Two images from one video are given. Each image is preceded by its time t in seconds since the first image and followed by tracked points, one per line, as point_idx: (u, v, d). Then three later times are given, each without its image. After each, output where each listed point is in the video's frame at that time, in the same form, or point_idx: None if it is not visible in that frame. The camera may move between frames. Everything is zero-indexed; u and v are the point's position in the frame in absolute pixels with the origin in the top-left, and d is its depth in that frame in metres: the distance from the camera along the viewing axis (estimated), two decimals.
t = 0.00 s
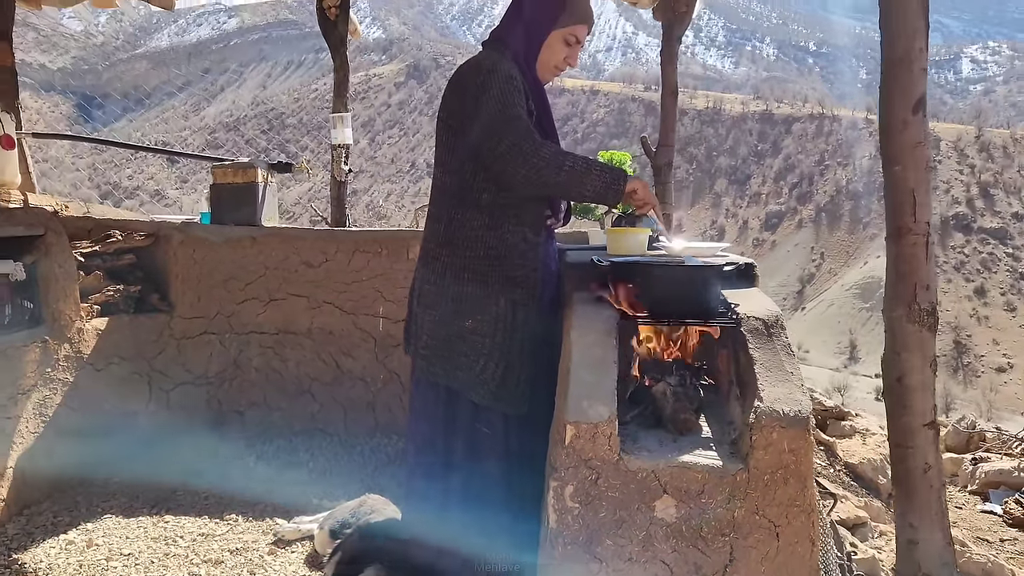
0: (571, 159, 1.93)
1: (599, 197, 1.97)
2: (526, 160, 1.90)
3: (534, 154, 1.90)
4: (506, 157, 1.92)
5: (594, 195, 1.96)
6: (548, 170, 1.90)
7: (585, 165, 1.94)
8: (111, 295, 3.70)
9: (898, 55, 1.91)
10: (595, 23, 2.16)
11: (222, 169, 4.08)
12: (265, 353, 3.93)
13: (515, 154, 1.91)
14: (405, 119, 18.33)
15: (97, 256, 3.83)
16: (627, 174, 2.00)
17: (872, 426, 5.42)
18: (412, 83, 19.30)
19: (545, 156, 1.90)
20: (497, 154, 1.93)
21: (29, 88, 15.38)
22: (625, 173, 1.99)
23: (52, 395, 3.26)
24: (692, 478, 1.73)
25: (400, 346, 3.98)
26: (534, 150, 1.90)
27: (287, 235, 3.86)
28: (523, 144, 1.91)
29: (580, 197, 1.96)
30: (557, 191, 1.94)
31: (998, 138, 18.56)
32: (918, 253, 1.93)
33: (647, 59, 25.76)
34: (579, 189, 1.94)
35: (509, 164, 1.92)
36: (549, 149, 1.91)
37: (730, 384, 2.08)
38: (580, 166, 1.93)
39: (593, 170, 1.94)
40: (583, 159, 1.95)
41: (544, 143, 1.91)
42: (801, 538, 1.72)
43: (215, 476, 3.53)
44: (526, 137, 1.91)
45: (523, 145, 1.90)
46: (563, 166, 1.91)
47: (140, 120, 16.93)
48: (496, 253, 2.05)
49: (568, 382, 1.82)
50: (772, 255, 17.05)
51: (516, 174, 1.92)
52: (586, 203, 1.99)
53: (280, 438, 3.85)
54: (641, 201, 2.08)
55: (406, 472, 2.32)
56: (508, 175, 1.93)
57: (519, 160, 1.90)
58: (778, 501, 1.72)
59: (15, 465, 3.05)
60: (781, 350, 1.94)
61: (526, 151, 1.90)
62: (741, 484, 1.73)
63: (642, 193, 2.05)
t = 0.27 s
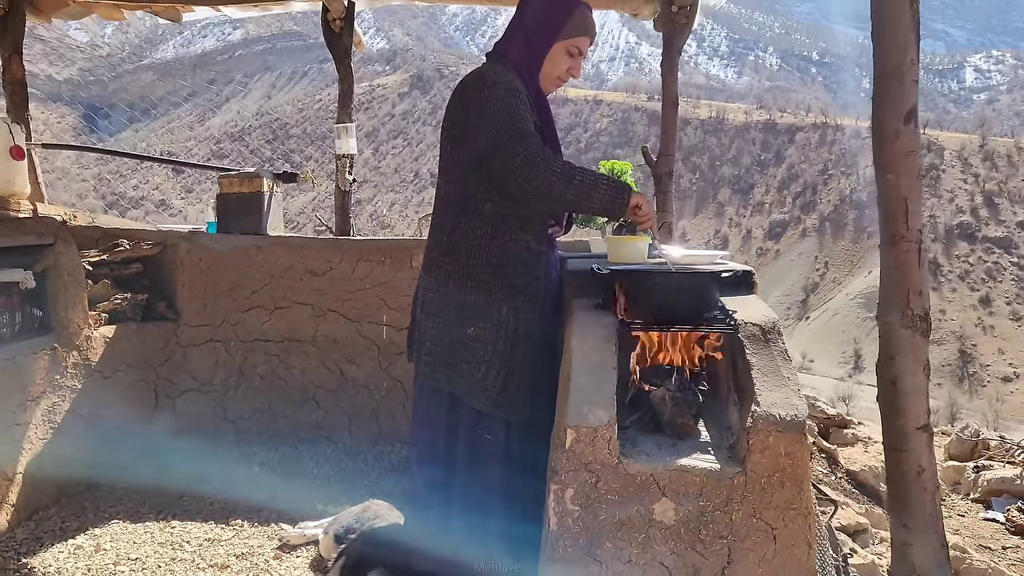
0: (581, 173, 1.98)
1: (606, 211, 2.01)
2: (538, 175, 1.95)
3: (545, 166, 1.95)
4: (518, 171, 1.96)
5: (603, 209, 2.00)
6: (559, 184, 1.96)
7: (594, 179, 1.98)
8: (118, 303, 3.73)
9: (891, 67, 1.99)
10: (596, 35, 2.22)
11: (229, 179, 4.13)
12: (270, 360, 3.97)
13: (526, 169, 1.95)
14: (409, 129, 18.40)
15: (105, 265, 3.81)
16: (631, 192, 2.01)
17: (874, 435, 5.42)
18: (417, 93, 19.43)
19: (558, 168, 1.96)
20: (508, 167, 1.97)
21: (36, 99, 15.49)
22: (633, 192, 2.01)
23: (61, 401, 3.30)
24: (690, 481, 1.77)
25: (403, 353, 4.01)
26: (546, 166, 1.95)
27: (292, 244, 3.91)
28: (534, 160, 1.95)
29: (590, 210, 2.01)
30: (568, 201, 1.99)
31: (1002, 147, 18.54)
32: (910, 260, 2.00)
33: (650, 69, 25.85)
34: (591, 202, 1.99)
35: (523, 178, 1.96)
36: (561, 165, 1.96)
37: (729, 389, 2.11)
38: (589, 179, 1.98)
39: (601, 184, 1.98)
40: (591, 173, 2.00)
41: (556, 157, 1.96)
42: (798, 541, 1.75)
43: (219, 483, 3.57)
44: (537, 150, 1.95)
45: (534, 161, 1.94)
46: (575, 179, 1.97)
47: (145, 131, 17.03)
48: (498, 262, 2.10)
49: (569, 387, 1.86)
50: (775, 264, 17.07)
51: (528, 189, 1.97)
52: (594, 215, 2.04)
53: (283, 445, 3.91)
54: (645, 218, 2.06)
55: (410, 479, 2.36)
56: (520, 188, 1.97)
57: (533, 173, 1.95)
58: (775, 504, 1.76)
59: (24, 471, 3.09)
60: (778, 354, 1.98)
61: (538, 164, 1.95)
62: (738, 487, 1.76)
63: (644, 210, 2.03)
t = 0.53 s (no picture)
0: (593, 188, 2.00)
1: (617, 225, 2.03)
2: (550, 193, 1.97)
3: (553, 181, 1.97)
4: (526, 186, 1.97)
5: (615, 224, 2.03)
6: (571, 201, 1.98)
7: (605, 195, 2.01)
8: (122, 315, 3.81)
9: (883, 82, 1.98)
10: (596, 50, 2.24)
11: (232, 193, 4.16)
12: (273, 373, 4.00)
13: (538, 186, 1.97)
14: (411, 141, 18.46)
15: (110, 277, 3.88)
16: (642, 203, 2.05)
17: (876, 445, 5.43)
18: (419, 105, 19.54)
19: (566, 184, 1.98)
20: (516, 184, 1.99)
21: (40, 111, 15.56)
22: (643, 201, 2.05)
23: (65, 414, 3.35)
24: (689, 490, 1.79)
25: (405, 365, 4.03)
26: (559, 183, 1.97)
27: (294, 257, 3.94)
28: (545, 177, 1.97)
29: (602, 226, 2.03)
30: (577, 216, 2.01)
31: (1004, 157, 18.55)
32: (904, 272, 1.99)
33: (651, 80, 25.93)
34: (603, 215, 2.01)
35: (535, 195, 1.98)
36: (573, 182, 1.99)
37: (727, 401, 2.14)
38: (601, 194, 2.01)
39: (613, 199, 2.02)
40: (602, 189, 2.03)
41: (568, 174, 1.99)
42: (795, 551, 1.77)
43: (223, 493, 3.60)
44: (545, 166, 1.97)
45: (545, 179, 1.97)
46: (587, 196, 1.99)
47: (149, 143, 17.10)
48: (499, 274, 2.12)
49: (569, 398, 1.89)
50: (778, 274, 17.08)
51: (539, 204, 1.99)
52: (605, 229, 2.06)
53: (285, 455, 3.87)
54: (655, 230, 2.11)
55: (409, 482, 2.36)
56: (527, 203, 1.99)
57: (544, 189, 1.97)
58: (772, 513, 1.77)
59: (28, 483, 3.11)
60: (774, 366, 2.02)
61: (547, 180, 1.97)
62: (736, 496, 1.78)
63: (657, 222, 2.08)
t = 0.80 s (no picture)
0: (569, 198, 2.03)
1: (592, 233, 2.06)
2: (530, 202, 1.99)
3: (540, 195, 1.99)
4: (514, 198, 2.00)
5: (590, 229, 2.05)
6: (550, 210, 2.00)
7: (581, 203, 2.03)
8: (124, 331, 3.83)
9: (879, 101, 2.00)
10: (597, 68, 2.27)
11: (234, 208, 4.18)
12: (275, 387, 4.00)
13: (517, 195, 1.99)
14: (412, 155, 18.53)
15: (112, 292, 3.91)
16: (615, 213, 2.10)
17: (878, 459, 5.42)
18: (420, 119, 19.64)
19: (551, 196, 2.00)
20: (501, 195, 2.02)
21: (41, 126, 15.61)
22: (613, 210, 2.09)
23: (67, 429, 3.35)
24: (690, 506, 1.79)
25: (406, 379, 4.02)
26: (538, 191, 2.00)
27: (296, 271, 3.95)
28: (526, 187, 1.99)
29: (578, 233, 2.06)
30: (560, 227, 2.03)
31: (1003, 170, 18.60)
32: (902, 288, 2.01)
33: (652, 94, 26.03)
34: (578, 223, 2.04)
35: (516, 205, 2.00)
36: (552, 191, 2.01)
37: (728, 414, 2.15)
38: (576, 203, 2.03)
39: (588, 207, 2.04)
40: (580, 198, 2.05)
41: (547, 184, 2.01)
42: (796, 566, 1.77)
43: (223, 508, 3.62)
44: (532, 178, 2.00)
45: (528, 188, 1.99)
46: (564, 205, 2.01)
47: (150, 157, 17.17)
48: (502, 290, 2.13)
49: (570, 413, 1.91)
50: (778, 287, 17.11)
51: (521, 215, 2.01)
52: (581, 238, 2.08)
53: (288, 472, 4.03)
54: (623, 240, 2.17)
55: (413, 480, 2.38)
56: (517, 215, 2.01)
57: (524, 199, 1.99)
58: (773, 528, 1.78)
59: (30, 499, 3.11)
60: (775, 381, 2.03)
61: (533, 191, 1.99)
62: (737, 511, 1.79)
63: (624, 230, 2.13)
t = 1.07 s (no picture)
0: (574, 204, 2.04)
1: (604, 236, 2.07)
2: (533, 212, 2.01)
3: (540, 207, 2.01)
4: (515, 209, 2.02)
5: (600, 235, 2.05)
6: (554, 217, 2.01)
7: (588, 209, 2.05)
8: (129, 343, 3.85)
9: (880, 115, 2.02)
10: (600, 80, 2.28)
11: (240, 222, 4.20)
12: (279, 401, 4.01)
13: (520, 207, 2.02)
14: (414, 167, 18.60)
15: (117, 305, 3.94)
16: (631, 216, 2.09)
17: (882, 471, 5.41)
18: (421, 131, 19.73)
19: (551, 207, 2.01)
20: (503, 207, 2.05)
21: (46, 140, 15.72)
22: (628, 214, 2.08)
23: (72, 443, 3.35)
24: (696, 518, 1.80)
25: (410, 393, 4.06)
26: (539, 199, 2.01)
27: (300, 284, 3.97)
28: (528, 198, 2.01)
29: (588, 238, 2.07)
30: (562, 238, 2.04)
31: (1005, 182, 18.62)
32: (907, 301, 2.02)
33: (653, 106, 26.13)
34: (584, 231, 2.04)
35: (517, 217, 2.02)
36: (553, 198, 2.02)
37: (732, 426, 2.16)
38: (583, 208, 2.05)
39: (597, 211, 2.06)
40: (585, 203, 2.06)
41: (549, 193, 2.02)
42: None
43: (228, 521, 3.62)
44: (533, 191, 2.02)
45: (529, 200, 2.01)
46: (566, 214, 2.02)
47: (152, 171, 17.27)
48: (506, 303, 2.15)
49: (576, 426, 1.92)
50: (780, 299, 17.15)
51: (524, 227, 2.03)
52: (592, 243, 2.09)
53: (293, 480, 4.05)
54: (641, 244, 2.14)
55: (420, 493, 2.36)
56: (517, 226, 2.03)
57: (524, 209, 2.01)
58: (778, 541, 1.79)
59: (35, 512, 3.11)
60: (779, 394, 2.05)
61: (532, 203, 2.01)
62: (743, 524, 1.79)
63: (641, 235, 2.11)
